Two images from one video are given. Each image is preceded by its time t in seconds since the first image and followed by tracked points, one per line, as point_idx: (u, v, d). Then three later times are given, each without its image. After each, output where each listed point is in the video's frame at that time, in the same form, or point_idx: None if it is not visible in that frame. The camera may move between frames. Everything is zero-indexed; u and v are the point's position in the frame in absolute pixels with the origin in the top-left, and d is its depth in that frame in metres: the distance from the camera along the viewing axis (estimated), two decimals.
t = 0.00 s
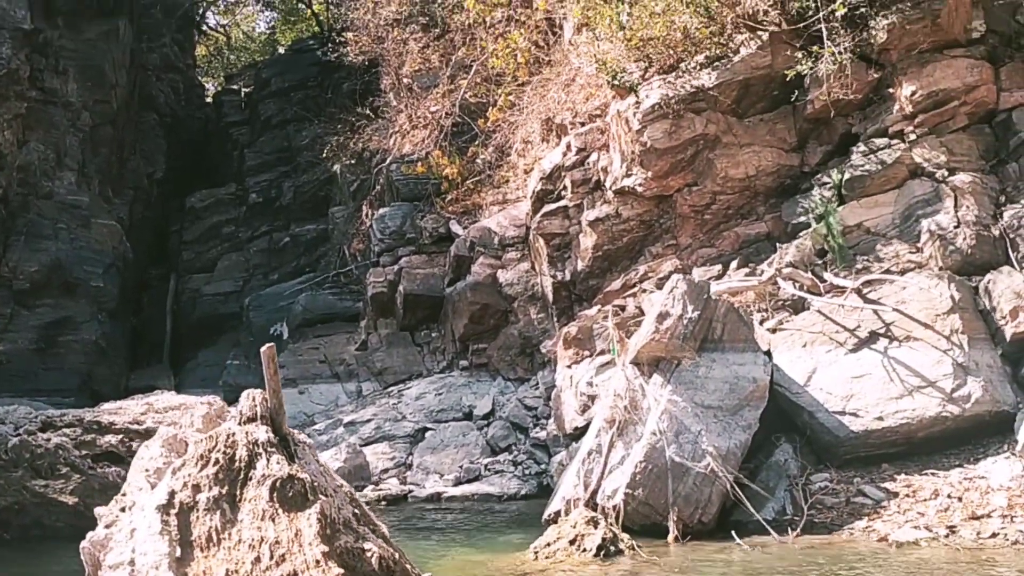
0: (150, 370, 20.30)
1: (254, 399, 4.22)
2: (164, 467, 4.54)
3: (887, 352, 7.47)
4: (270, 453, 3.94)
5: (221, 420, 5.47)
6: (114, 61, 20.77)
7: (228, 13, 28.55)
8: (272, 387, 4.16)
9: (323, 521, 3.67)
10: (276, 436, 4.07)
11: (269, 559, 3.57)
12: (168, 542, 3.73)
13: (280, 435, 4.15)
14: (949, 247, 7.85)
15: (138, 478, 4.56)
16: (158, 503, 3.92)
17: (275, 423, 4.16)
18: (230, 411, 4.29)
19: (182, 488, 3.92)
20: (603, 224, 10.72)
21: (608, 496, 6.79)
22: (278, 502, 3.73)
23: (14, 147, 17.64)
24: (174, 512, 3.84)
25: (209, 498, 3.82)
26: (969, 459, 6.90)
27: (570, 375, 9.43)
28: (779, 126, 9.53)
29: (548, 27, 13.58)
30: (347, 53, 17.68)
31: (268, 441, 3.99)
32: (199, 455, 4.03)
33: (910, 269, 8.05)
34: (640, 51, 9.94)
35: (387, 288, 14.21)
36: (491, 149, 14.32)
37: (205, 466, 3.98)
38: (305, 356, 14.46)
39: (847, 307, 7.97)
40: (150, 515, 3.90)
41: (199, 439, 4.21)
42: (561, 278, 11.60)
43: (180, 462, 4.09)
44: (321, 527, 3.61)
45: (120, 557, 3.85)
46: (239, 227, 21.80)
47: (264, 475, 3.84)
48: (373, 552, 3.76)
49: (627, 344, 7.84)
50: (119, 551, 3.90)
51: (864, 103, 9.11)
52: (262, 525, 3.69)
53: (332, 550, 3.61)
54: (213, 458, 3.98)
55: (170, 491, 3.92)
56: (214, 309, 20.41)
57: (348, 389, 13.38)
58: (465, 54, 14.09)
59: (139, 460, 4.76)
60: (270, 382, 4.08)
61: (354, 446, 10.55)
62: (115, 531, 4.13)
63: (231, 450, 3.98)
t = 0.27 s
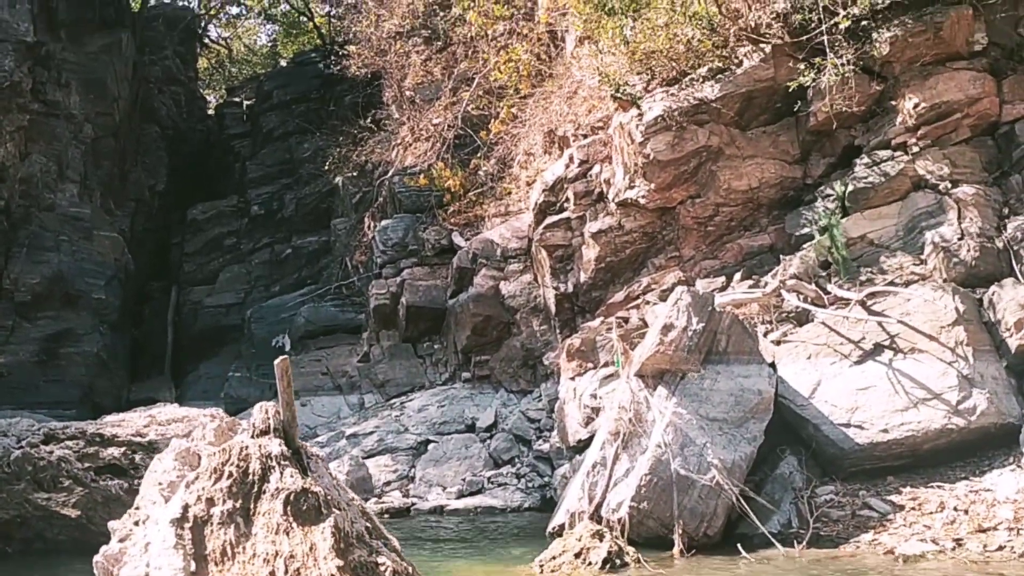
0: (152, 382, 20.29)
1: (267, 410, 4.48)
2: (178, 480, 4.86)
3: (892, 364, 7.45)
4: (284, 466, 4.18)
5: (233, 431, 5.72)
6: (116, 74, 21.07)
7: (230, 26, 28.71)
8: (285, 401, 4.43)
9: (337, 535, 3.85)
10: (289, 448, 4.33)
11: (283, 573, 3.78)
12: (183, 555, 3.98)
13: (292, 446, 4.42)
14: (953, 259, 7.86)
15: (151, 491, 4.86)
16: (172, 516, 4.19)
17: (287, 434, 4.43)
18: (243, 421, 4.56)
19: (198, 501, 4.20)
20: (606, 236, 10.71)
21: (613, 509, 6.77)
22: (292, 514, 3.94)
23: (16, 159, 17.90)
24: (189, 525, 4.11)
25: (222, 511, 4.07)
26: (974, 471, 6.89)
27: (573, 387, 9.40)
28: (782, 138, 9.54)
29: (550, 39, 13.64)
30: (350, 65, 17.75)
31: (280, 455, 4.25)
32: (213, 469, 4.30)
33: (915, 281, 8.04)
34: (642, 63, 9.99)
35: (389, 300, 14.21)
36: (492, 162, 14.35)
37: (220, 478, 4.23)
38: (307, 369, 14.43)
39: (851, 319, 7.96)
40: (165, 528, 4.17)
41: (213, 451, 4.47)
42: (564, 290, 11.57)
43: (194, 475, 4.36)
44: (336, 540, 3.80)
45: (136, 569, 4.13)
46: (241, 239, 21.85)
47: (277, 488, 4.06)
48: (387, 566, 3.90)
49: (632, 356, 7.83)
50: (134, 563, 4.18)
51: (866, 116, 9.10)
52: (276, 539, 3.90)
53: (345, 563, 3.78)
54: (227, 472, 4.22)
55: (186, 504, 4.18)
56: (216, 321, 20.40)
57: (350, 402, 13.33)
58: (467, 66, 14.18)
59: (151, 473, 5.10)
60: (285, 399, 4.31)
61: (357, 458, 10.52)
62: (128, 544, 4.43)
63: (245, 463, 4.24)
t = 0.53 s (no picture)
0: (151, 398, 20.27)
1: (279, 427, 4.89)
2: (187, 500, 5.38)
3: (895, 381, 7.44)
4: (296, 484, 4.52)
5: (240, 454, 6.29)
6: (119, 90, 21.32)
7: (232, 43, 28.86)
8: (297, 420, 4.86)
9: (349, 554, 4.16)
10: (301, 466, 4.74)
11: None
12: (195, 572, 4.32)
13: (302, 463, 4.84)
14: (955, 276, 7.86)
15: (162, 510, 5.36)
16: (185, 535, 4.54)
17: (298, 453, 4.84)
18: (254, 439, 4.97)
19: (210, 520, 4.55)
20: (607, 252, 10.73)
21: (617, 527, 6.74)
22: (303, 533, 4.27)
23: (18, 176, 18.08)
24: (201, 545, 4.44)
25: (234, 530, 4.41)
26: (979, 489, 6.87)
27: (575, 404, 9.37)
28: (784, 154, 9.56)
29: (552, 57, 13.72)
30: (351, 83, 17.82)
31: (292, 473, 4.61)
32: (226, 487, 4.65)
33: (917, 298, 8.05)
34: (644, 81, 10.02)
35: (390, 316, 14.21)
36: (494, 178, 14.39)
37: (231, 497, 4.59)
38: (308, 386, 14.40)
39: (854, 336, 7.96)
40: (177, 547, 4.52)
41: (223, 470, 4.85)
42: (566, 306, 11.56)
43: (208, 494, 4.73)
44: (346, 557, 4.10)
45: None
46: (242, 255, 21.91)
47: (290, 505, 4.39)
48: None
49: (635, 373, 7.81)
50: None
51: (868, 133, 9.13)
52: (287, 556, 4.24)
53: None
54: (239, 491, 4.58)
55: (199, 523, 4.53)
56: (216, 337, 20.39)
57: (351, 419, 13.28)
58: (469, 83, 14.27)
59: (162, 492, 5.66)
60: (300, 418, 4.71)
61: (358, 475, 10.47)
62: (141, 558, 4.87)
63: (256, 481, 4.60)
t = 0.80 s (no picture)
0: (153, 409, 20.26)
1: (291, 439, 5.90)
2: (200, 512, 6.12)
3: (902, 392, 7.40)
4: (307, 495, 5.44)
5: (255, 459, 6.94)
6: (123, 101, 21.41)
7: (235, 54, 28.96)
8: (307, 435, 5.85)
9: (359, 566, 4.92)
10: (313, 477, 5.68)
11: None
12: None
13: (315, 474, 5.80)
14: (961, 286, 7.84)
15: (177, 521, 6.12)
16: (200, 547, 5.38)
17: (310, 464, 5.82)
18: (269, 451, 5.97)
19: (225, 532, 5.41)
20: (612, 262, 10.73)
21: (623, 538, 6.71)
22: (318, 545, 5.07)
23: (21, 187, 18.16)
24: (217, 555, 5.29)
25: (250, 542, 5.27)
26: (986, 499, 6.84)
27: (580, 415, 9.34)
28: (788, 164, 9.57)
29: (555, 67, 13.74)
30: (354, 93, 17.86)
31: (306, 485, 5.55)
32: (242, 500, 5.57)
33: (923, 308, 8.02)
34: (648, 91, 10.04)
35: (394, 326, 14.23)
36: (497, 188, 14.40)
37: (246, 507, 5.51)
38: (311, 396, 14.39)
39: (860, 346, 7.93)
40: (192, 559, 5.34)
41: (237, 482, 5.80)
42: (570, 317, 11.54)
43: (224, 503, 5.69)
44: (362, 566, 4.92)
45: None
46: (245, 266, 21.95)
47: (304, 517, 5.24)
48: None
49: (640, 384, 7.79)
50: None
51: (872, 143, 9.13)
52: (303, 566, 5.01)
53: None
54: (253, 502, 5.50)
55: (215, 535, 5.38)
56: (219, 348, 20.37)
57: (354, 429, 13.22)
58: (472, 94, 14.31)
59: (177, 502, 6.45)
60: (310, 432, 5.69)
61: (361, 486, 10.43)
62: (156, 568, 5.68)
63: (269, 493, 5.50)
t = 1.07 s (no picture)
0: (157, 416, 20.25)
1: (306, 447, 5.99)
2: (216, 519, 6.15)
3: (909, 400, 7.36)
4: (323, 504, 5.53)
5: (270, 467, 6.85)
6: (127, 109, 21.54)
7: (239, 62, 29.04)
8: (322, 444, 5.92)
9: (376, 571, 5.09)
10: (328, 486, 5.76)
11: None
12: None
13: (331, 482, 5.86)
14: (968, 294, 7.80)
15: (193, 528, 6.20)
16: (217, 555, 5.60)
17: (326, 472, 5.89)
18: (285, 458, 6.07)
19: (241, 540, 5.61)
20: (617, 270, 10.72)
21: (630, 546, 6.67)
22: (334, 554, 5.20)
23: (26, 194, 18.23)
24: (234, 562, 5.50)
25: (266, 551, 5.43)
26: (994, 508, 6.80)
27: (586, 423, 9.32)
28: (794, 172, 9.55)
29: (559, 75, 13.75)
30: (359, 101, 17.89)
31: (320, 493, 5.64)
32: (257, 509, 5.74)
33: (930, 316, 7.98)
34: (654, 98, 10.02)
35: (398, 333, 14.23)
36: (502, 196, 14.40)
37: (262, 516, 5.68)
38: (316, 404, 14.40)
39: (867, 354, 7.90)
40: (209, 566, 5.57)
41: (253, 490, 5.95)
42: (575, 324, 11.55)
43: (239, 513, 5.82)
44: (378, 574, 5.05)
45: None
46: (249, 273, 22.00)
47: (320, 526, 5.36)
48: None
49: (647, 391, 7.75)
50: None
51: (879, 151, 9.10)
52: None
53: None
54: (269, 511, 5.64)
55: (231, 543, 5.60)
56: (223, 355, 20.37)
57: (358, 436, 13.14)
58: (477, 101, 14.35)
59: (193, 510, 6.47)
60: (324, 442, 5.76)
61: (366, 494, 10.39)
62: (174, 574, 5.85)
63: (285, 501, 5.65)
